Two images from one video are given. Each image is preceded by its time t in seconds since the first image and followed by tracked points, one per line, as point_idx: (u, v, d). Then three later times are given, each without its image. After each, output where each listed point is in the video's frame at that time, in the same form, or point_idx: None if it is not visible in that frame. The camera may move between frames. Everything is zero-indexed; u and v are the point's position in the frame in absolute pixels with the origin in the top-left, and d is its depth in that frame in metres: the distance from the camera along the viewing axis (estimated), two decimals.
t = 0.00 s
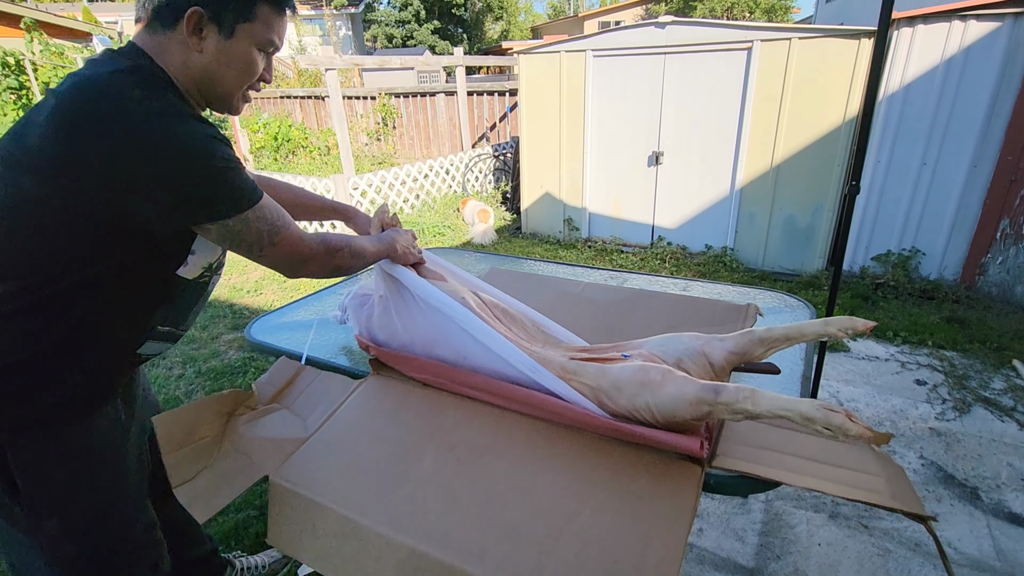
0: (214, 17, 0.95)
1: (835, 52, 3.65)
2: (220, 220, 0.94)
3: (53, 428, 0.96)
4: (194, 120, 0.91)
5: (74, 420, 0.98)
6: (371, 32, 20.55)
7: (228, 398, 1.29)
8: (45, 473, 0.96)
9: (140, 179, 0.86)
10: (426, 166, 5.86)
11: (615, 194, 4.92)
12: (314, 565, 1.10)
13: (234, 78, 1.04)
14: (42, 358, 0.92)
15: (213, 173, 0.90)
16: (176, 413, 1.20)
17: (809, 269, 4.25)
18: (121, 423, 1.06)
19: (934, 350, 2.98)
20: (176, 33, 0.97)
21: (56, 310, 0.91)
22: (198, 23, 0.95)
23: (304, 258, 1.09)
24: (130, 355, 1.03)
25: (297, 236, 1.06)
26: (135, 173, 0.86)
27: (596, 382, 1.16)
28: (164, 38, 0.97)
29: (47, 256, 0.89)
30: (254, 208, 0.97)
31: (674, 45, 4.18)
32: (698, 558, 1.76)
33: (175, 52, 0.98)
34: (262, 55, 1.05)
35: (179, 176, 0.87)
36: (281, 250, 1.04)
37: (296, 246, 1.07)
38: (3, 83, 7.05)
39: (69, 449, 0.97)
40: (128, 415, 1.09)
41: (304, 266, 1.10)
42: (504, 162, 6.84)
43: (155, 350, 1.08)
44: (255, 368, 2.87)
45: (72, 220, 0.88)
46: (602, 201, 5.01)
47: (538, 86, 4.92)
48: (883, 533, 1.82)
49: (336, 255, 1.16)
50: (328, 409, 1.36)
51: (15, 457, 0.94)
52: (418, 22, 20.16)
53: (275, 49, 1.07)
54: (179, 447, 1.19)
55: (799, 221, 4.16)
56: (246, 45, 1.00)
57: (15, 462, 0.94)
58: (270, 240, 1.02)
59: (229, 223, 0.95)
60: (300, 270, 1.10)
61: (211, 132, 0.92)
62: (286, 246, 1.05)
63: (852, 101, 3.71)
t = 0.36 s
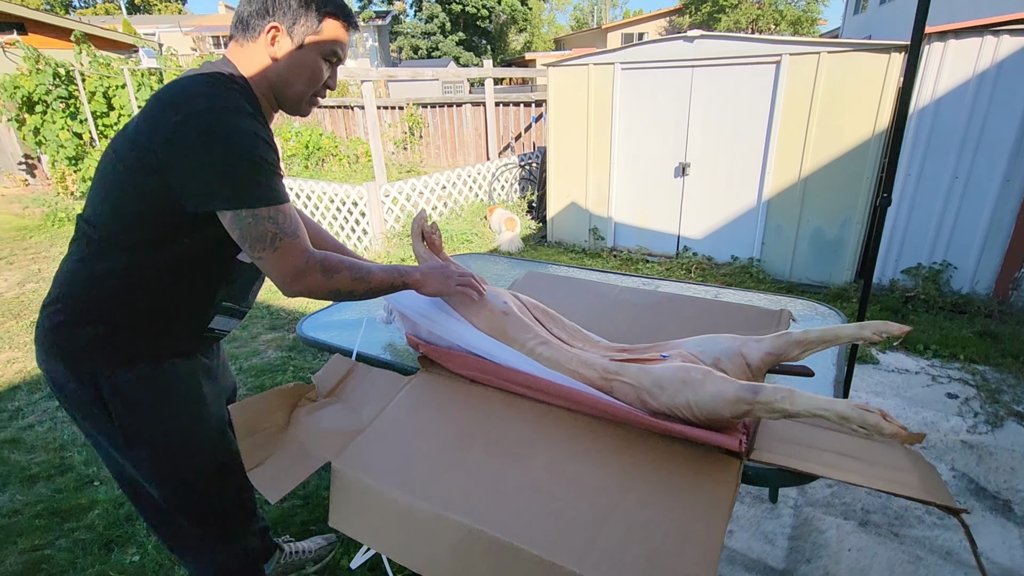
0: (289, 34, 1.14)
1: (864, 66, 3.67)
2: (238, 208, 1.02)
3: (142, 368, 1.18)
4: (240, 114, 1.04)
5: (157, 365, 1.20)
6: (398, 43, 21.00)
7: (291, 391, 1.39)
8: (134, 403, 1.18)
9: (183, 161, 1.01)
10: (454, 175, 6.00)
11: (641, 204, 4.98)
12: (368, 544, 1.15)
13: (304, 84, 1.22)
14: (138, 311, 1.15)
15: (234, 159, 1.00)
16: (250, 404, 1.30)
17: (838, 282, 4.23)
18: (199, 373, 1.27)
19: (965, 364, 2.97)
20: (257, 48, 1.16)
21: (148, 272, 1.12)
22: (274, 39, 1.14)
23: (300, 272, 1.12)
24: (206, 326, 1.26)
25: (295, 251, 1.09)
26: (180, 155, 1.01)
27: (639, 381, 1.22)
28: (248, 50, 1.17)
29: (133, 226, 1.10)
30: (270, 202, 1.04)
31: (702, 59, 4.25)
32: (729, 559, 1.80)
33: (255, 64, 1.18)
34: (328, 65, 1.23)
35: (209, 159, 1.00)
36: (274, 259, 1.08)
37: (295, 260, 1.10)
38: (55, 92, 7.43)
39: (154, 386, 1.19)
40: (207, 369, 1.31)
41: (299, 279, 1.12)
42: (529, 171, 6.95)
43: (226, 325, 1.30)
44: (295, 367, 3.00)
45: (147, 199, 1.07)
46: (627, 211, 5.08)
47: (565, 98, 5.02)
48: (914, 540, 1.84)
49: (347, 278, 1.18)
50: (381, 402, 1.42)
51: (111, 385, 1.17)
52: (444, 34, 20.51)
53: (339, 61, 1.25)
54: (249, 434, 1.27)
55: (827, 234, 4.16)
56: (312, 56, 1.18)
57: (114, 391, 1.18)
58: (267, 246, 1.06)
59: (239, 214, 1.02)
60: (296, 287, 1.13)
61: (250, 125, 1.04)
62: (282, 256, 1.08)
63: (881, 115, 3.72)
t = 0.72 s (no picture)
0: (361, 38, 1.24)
1: (888, 78, 3.73)
2: (323, 208, 1.13)
3: (227, 342, 1.31)
4: (321, 122, 1.15)
5: (239, 340, 1.32)
6: (418, 53, 21.41)
7: (354, 367, 1.49)
8: (218, 374, 1.32)
9: (273, 165, 1.12)
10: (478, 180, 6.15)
11: (663, 210, 5.08)
12: (430, 509, 1.26)
13: (371, 83, 1.32)
14: (229, 291, 1.28)
15: (320, 164, 1.11)
16: (320, 375, 1.40)
17: (859, 290, 4.29)
18: (272, 350, 1.39)
19: (989, 371, 3.01)
20: (329, 50, 1.26)
21: (238, 255, 1.25)
22: (346, 43, 1.24)
23: (378, 265, 1.25)
24: (283, 307, 1.38)
25: (376, 247, 1.22)
26: (269, 160, 1.12)
27: (681, 363, 1.33)
28: (322, 54, 1.27)
29: (224, 221, 1.22)
30: (351, 203, 1.15)
31: (727, 69, 4.35)
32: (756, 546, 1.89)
33: (329, 67, 1.28)
34: (393, 65, 1.32)
35: (297, 163, 1.11)
36: (357, 252, 1.20)
37: (374, 253, 1.23)
38: (96, 97, 7.76)
39: (237, 359, 1.32)
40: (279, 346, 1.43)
41: (379, 271, 1.25)
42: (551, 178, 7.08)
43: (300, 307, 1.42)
44: (332, 361, 3.14)
45: (236, 197, 1.19)
46: (649, 218, 5.18)
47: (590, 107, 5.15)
48: (937, 535, 1.90)
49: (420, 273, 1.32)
50: (434, 383, 1.49)
51: (203, 356, 1.31)
52: (464, 43, 20.85)
53: (403, 60, 1.34)
54: (320, 404, 1.38)
55: (848, 242, 4.21)
56: (381, 58, 1.28)
57: (203, 360, 1.31)
58: (351, 239, 1.18)
59: (327, 213, 1.14)
60: (374, 278, 1.26)
61: (331, 133, 1.15)
62: (363, 248, 1.21)
63: (904, 126, 3.78)
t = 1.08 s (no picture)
0: (400, 37, 1.31)
1: (899, 84, 3.77)
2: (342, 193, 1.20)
3: (276, 321, 1.42)
4: (344, 109, 1.21)
5: (286, 320, 1.43)
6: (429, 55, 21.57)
7: (379, 356, 1.53)
8: (267, 352, 1.42)
9: (302, 151, 1.20)
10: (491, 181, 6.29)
11: (673, 212, 5.12)
12: (450, 493, 1.29)
13: (403, 78, 1.40)
14: (278, 274, 1.38)
15: (344, 153, 1.18)
16: (347, 363, 1.43)
17: (868, 294, 4.31)
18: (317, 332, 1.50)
19: (997, 375, 3.03)
20: (369, 44, 1.32)
21: (287, 241, 1.34)
22: (388, 40, 1.31)
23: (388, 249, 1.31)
24: (327, 289, 1.48)
25: (387, 232, 1.28)
26: (300, 147, 1.20)
27: (694, 356, 1.38)
28: (358, 49, 1.33)
29: (263, 204, 1.31)
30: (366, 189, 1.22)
31: (739, 75, 4.40)
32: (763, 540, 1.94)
33: (366, 61, 1.34)
34: (425, 61, 1.41)
35: (323, 149, 1.18)
36: (368, 237, 1.27)
37: (385, 239, 1.29)
38: (116, 97, 7.92)
39: (285, 339, 1.43)
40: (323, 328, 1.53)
41: (385, 256, 1.31)
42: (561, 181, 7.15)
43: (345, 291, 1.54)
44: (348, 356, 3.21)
45: (276, 182, 1.28)
46: (659, 221, 5.23)
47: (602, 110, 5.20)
48: (943, 532, 1.94)
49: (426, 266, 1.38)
50: (454, 373, 1.54)
51: (254, 335, 1.43)
52: (474, 46, 21.00)
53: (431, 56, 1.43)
54: (348, 391, 1.41)
55: (858, 247, 4.24)
56: (416, 55, 1.37)
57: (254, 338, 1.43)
58: (364, 223, 1.25)
59: (343, 198, 1.21)
60: (383, 262, 1.32)
61: (356, 124, 1.22)
62: (374, 233, 1.27)
63: (915, 132, 3.81)
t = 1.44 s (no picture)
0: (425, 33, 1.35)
1: (913, 87, 3.73)
2: (357, 159, 1.27)
3: (310, 295, 1.50)
4: (366, 86, 1.31)
5: (318, 294, 1.50)
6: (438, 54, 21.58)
7: (389, 352, 1.52)
8: (301, 325, 1.51)
9: (326, 123, 1.28)
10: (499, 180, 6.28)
11: (682, 214, 5.10)
12: (457, 489, 1.29)
13: (428, 73, 1.43)
14: (314, 250, 1.47)
15: (363, 125, 1.27)
16: (357, 358, 1.43)
17: (878, 299, 4.28)
18: (349, 308, 1.57)
19: (1009, 383, 2.99)
20: (398, 38, 1.38)
21: (323, 215, 1.43)
22: (415, 34, 1.35)
23: (395, 224, 1.36)
24: (359, 267, 1.56)
25: (394, 206, 1.34)
26: (324, 120, 1.29)
27: (705, 358, 1.37)
28: (389, 43, 1.39)
29: (300, 182, 1.42)
30: (379, 158, 1.28)
31: (751, 77, 4.37)
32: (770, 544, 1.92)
33: (394, 53, 1.40)
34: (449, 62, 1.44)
35: (342, 119, 1.26)
36: (376, 207, 1.32)
37: (392, 213, 1.35)
38: (128, 91, 7.98)
39: (317, 312, 1.51)
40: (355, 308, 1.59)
41: (390, 228, 1.36)
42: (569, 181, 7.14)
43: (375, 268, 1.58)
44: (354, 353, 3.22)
45: (311, 161, 1.38)
46: (668, 222, 5.21)
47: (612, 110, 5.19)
48: (953, 540, 1.92)
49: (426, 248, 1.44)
50: (462, 371, 1.53)
51: (290, 307, 1.52)
52: (483, 45, 20.98)
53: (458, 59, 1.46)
54: (356, 387, 1.41)
55: (869, 251, 4.21)
56: (439, 53, 1.40)
57: (289, 310, 1.52)
58: (375, 192, 1.30)
59: (359, 164, 1.27)
60: (386, 235, 1.37)
61: (378, 104, 1.31)
62: (383, 205, 1.32)
63: (929, 135, 3.76)
